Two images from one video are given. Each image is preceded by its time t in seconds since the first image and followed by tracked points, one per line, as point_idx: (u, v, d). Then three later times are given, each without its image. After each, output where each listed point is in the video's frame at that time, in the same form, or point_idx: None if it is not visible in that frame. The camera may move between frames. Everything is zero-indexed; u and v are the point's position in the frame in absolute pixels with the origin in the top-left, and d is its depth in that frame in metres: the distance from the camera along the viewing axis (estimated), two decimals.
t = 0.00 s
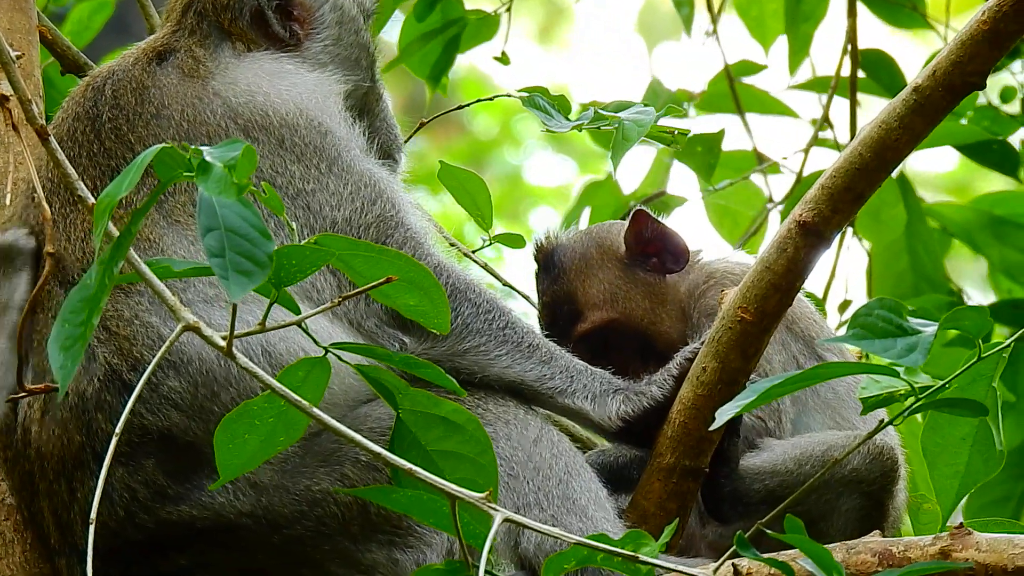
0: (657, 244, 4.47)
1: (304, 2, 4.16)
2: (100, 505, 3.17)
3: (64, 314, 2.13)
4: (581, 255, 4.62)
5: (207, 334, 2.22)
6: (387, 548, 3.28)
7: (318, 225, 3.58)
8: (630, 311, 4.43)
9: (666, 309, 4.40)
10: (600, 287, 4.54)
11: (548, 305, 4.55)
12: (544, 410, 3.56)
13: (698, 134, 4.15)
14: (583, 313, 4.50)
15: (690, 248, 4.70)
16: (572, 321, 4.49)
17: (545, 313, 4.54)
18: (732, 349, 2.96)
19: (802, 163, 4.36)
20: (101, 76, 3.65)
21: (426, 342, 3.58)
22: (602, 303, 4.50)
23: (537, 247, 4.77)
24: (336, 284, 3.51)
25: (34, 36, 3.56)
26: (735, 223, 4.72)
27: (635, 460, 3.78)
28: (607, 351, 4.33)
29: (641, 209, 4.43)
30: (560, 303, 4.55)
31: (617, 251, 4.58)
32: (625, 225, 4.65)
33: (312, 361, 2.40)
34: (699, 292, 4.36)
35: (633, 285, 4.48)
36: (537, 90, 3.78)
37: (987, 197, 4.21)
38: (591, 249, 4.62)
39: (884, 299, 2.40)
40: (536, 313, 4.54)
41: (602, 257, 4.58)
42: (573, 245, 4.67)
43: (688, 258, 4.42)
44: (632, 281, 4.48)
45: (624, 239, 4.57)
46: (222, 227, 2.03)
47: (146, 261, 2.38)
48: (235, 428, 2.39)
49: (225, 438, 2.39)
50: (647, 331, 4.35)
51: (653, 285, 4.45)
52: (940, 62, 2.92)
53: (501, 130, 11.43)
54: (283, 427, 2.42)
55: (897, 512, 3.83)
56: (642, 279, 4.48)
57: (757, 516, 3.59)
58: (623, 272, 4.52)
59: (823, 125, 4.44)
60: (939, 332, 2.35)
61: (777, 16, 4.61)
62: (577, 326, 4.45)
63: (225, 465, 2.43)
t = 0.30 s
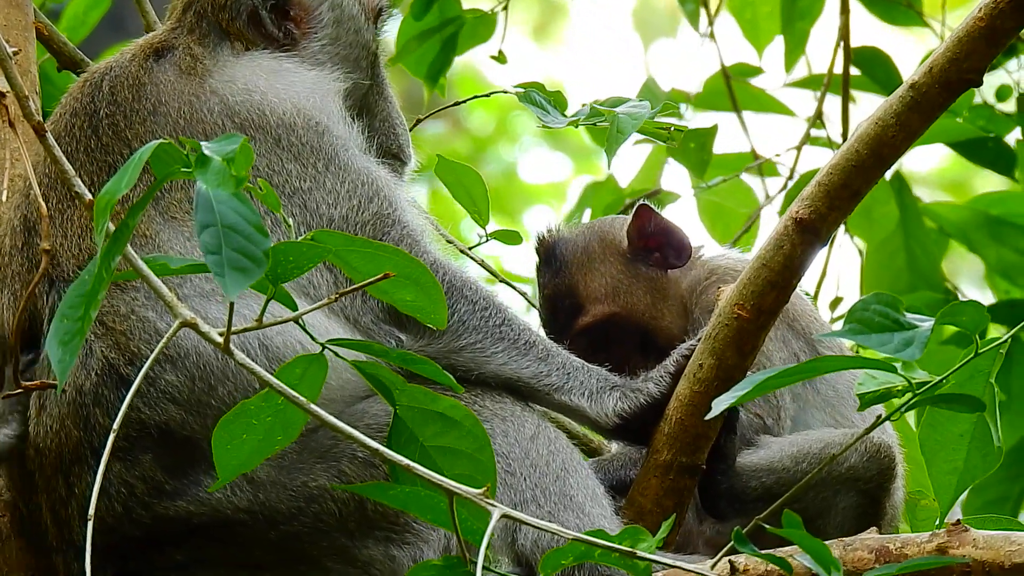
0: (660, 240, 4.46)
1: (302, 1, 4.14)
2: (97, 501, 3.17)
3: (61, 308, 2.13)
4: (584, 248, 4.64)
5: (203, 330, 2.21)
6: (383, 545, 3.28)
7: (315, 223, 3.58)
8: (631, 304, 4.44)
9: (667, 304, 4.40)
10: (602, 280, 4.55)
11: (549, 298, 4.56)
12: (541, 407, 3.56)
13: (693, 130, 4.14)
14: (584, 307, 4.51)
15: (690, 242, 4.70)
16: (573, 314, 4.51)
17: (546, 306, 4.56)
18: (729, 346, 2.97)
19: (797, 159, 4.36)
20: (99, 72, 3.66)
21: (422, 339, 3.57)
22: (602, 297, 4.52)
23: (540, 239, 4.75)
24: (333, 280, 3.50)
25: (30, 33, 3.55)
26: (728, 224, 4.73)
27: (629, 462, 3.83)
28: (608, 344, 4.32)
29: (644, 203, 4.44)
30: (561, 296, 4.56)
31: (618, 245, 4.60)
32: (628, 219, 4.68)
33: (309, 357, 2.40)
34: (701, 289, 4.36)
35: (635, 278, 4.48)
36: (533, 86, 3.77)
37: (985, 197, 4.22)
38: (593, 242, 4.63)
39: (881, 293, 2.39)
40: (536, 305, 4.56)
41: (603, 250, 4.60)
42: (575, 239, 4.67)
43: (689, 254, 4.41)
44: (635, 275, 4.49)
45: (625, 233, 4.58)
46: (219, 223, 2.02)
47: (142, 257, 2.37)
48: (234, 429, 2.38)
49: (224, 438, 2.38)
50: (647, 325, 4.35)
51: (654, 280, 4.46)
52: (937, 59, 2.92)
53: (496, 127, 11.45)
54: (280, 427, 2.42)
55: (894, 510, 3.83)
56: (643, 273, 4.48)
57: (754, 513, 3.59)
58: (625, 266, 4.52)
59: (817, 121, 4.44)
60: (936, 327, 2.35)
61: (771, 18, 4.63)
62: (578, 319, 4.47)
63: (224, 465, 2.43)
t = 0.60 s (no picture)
0: (654, 239, 4.47)
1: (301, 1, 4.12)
2: (94, 499, 3.17)
3: (56, 305, 2.14)
4: (578, 249, 4.64)
5: (200, 329, 2.20)
6: (380, 544, 3.28)
7: (312, 223, 3.59)
8: (627, 304, 4.44)
9: (662, 304, 4.40)
10: (597, 280, 4.55)
11: (546, 299, 4.56)
12: (538, 406, 3.57)
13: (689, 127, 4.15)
14: (579, 308, 4.51)
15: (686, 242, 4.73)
16: (568, 314, 4.51)
17: (542, 306, 4.56)
18: (725, 344, 2.97)
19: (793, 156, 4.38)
20: (98, 70, 3.67)
21: (419, 338, 3.57)
22: (598, 297, 4.52)
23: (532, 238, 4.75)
24: (329, 279, 3.51)
25: (27, 32, 3.55)
26: (721, 221, 4.70)
27: (623, 465, 3.84)
28: (603, 344, 4.32)
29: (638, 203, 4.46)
30: (558, 295, 4.56)
31: (613, 245, 4.59)
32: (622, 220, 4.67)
33: (305, 355, 2.40)
34: (696, 289, 4.36)
35: (630, 279, 4.48)
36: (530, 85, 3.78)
37: (985, 195, 4.23)
38: (587, 242, 4.64)
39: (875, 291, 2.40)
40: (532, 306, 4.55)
41: (598, 251, 4.60)
42: (571, 239, 4.68)
43: (684, 253, 4.43)
44: (630, 276, 4.49)
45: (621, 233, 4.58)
46: (216, 226, 2.03)
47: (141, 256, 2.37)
48: (229, 419, 2.38)
49: (218, 429, 2.39)
50: (642, 325, 4.36)
51: (649, 280, 4.46)
52: (934, 57, 2.92)
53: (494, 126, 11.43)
54: (276, 420, 2.40)
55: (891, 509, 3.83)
56: (638, 274, 4.48)
57: (751, 512, 3.60)
58: (619, 267, 4.52)
59: (814, 118, 4.45)
60: (931, 324, 2.35)
61: (767, 14, 4.61)
62: (573, 320, 4.47)
63: (217, 456, 2.43)
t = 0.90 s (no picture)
0: (649, 238, 4.47)
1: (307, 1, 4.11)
2: (94, 497, 3.17)
3: (54, 306, 2.15)
4: (575, 248, 4.62)
5: (198, 328, 2.21)
6: (380, 542, 3.29)
7: (311, 222, 3.59)
8: (624, 303, 4.44)
9: (659, 304, 4.41)
10: (594, 280, 4.55)
11: (543, 297, 4.56)
12: (537, 405, 3.57)
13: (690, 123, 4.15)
14: (577, 306, 4.51)
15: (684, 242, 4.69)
16: (565, 313, 4.50)
17: (540, 305, 4.56)
18: (724, 342, 2.97)
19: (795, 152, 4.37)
20: (102, 66, 3.68)
21: (418, 337, 3.57)
22: (595, 296, 4.52)
23: (530, 238, 4.75)
24: (328, 278, 3.51)
25: (25, 31, 3.55)
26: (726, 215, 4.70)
27: (628, 463, 3.83)
28: (601, 342, 4.32)
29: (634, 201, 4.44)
30: (555, 294, 4.56)
31: (610, 245, 4.58)
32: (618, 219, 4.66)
33: (302, 356, 2.40)
34: (693, 287, 4.37)
35: (627, 278, 4.48)
36: (530, 83, 3.77)
37: (986, 188, 4.22)
38: (584, 242, 4.62)
39: (873, 292, 2.40)
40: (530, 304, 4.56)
41: (595, 250, 4.59)
42: (567, 238, 4.67)
43: (680, 251, 4.43)
44: (626, 274, 4.49)
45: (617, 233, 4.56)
46: (212, 229, 2.03)
47: (139, 256, 2.36)
48: (229, 428, 2.38)
49: (218, 437, 2.39)
50: (639, 323, 4.36)
51: (646, 279, 4.46)
52: (931, 54, 2.92)
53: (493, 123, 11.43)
54: (275, 424, 2.40)
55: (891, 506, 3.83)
56: (635, 272, 4.48)
57: (750, 509, 3.60)
58: (617, 266, 4.52)
59: (816, 113, 4.45)
60: (929, 326, 2.35)
61: (773, 4, 4.60)
62: (570, 319, 4.45)
63: (218, 465, 2.44)
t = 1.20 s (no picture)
0: (652, 235, 4.47)
1: (318, 4, 4.12)
2: (94, 495, 3.17)
3: (50, 299, 2.15)
4: (576, 246, 4.63)
5: (199, 326, 2.20)
6: (381, 540, 3.29)
7: (313, 222, 3.58)
8: (625, 300, 4.44)
9: (661, 301, 4.41)
10: (595, 276, 4.55)
11: (543, 295, 4.56)
12: (538, 403, 3.57)
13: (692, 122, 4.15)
14: (578, 303, 4.50)
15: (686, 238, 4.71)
16: (566, 310, 4.50)
17: (540, 302, 4.55)
18: (725, 340, 2.97)
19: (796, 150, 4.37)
20: (110, 60, 3.69)
21: (418, 336, 3.57)
22: (597, 293, 4.52)
23: (531, 236, 4.75)
24: (329, 277, 3.51)
25: (25, 29, 3.55)
26: (727, 214, 4.70)
27: (627, 457, 3.83)
28: (601, 340, 4.31)
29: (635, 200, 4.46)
30: (556, 291, 4.56)
31: (612, 242, 4.58)
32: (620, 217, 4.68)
33: (305, 354, 2.40)
34: (694, 284, 4.38)
35: (627, 276, 4.48)
36: (531, 82, 3.77)
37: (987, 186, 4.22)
38: (585, 240, 4.63)
39: (876, 288, 2.40)
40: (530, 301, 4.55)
41: (597, 248, 4.59)
42: (568, 235, 4.67)
43: (682, 249, 4.42)
44: (627, 272, 4.49)
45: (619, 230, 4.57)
46: (214, 223, 2.03)
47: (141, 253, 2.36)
48: (230, 431, 2.38)
49: (221, 436, 2.38)
50: (640, 320, 4.35)
51: (647, 276, 4.46)
52: (933, 52, 2.92)
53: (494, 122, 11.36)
54: (277, 423, 2.41)
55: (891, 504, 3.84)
56: (637, 270, 4.48)
57: (752, 507, 3.60)
58: (617, 263, 4.52)
59: (817, 111, 4.44)
60: (932, 322, 2.34)
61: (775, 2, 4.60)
62: (571, 316, 4.45)
63: (220, 464, 2.43)
